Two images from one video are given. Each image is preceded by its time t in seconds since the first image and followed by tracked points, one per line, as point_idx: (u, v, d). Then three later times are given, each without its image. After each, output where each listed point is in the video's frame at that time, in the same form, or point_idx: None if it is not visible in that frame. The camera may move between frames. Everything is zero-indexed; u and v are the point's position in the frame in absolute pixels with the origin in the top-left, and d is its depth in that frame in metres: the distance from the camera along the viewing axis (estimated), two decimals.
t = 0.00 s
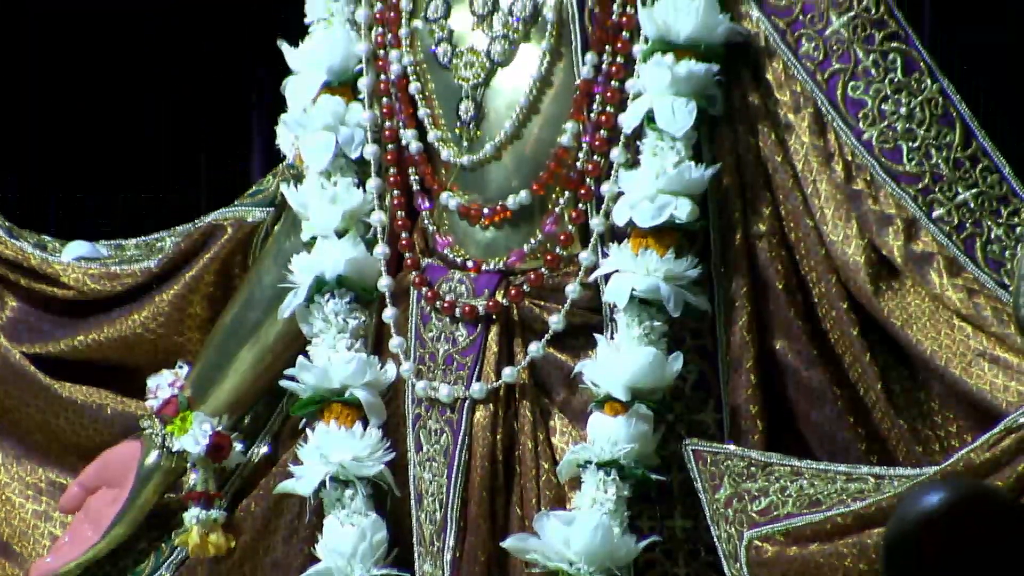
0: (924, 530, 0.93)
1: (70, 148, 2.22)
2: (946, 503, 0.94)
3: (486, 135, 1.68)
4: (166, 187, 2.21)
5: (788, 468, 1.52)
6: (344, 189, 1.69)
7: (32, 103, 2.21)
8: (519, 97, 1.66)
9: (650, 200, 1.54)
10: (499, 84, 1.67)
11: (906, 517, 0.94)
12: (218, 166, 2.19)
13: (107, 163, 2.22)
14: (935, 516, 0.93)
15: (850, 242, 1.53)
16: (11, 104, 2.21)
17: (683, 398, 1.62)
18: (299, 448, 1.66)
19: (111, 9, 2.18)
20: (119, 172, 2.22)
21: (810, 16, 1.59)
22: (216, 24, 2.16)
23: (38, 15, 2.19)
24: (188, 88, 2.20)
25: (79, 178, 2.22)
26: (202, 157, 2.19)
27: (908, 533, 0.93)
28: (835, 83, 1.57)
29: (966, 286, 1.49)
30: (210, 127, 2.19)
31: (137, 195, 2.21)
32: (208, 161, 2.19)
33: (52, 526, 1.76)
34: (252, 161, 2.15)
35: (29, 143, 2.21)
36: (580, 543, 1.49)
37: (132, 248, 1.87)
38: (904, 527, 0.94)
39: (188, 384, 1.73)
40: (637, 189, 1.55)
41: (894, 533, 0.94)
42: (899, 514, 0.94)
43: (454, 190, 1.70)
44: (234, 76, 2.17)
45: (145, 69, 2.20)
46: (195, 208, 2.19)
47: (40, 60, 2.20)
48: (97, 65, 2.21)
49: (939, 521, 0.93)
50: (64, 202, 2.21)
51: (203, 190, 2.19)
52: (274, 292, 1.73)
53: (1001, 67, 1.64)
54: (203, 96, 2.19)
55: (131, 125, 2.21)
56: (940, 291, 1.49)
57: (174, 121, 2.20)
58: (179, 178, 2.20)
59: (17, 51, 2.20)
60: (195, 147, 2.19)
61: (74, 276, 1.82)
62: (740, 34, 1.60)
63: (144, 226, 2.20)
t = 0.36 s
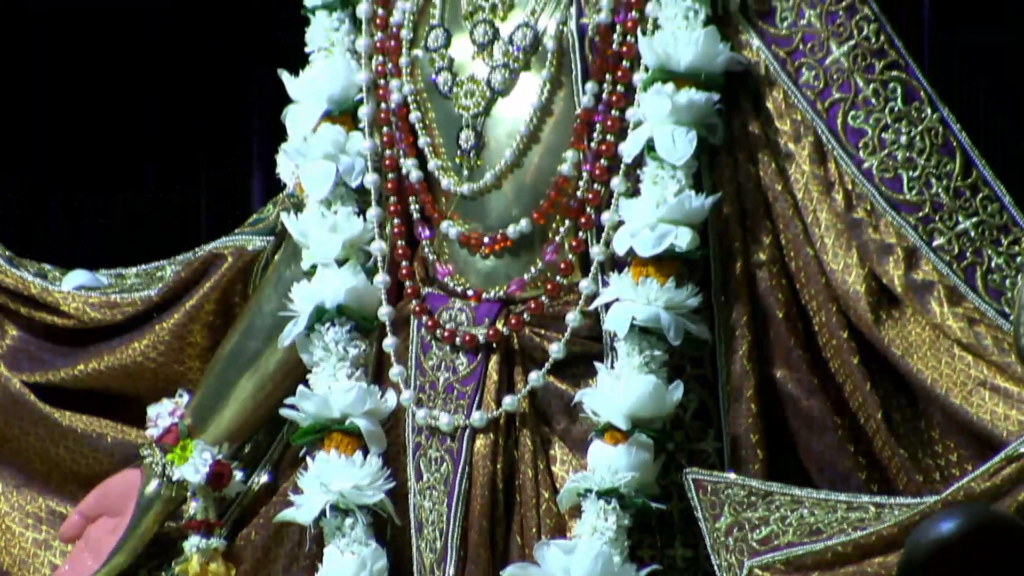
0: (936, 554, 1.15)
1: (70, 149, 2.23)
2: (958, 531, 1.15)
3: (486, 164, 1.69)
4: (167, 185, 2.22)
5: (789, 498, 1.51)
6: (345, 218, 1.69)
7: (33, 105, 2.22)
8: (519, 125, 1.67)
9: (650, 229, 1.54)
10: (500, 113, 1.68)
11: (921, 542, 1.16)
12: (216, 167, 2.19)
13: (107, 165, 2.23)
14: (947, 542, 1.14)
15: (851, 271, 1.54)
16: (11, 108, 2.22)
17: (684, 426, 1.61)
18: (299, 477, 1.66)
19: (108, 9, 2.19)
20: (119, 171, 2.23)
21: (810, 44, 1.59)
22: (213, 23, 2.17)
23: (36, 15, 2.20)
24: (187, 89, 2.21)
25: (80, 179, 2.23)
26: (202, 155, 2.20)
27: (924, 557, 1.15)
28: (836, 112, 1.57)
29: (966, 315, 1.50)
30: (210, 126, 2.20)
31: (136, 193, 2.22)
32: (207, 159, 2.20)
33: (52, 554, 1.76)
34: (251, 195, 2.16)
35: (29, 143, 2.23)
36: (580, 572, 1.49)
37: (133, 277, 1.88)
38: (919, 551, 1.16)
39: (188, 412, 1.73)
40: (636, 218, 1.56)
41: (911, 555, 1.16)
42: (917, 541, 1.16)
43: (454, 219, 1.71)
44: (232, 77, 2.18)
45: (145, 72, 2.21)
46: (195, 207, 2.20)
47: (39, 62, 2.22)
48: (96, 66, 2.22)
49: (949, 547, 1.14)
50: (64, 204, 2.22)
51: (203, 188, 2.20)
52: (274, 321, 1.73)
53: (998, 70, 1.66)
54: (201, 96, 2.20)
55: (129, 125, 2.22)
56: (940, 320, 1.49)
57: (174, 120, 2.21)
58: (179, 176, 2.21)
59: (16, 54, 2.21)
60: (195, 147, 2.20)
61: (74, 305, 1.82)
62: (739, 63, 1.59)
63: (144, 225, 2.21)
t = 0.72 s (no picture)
0: None
1: (68, 155, 2.26)
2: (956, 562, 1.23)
3: (486, 196, 1.69)
4: (167, 184, 2.26)
5: (789, 531, 1.50)
6: (344, 249, 1.70)
7: (31, 78, 2.26)
8: (519, 158, 1.67)
9: (649, 261, 1.55)
10: (499, 145, 1.68)
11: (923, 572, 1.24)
12: (216, 165, 2.24)
13: (105, 170, 2.26)
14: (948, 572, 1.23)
15: (851, 304, 1.54)
16: (11, 119, 2.26)
17: (684, 457, 1.60)
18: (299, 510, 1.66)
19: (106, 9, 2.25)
20: (117, 175, 2.26)
21: (810, 77, 1.59)
22: (211, 23, 2.22)
23: (37, 22, 2.26)
24: (184, 91, 2.24)
25: (78, 184, 2.26)
26: (202, 152, 2.25)
27: None
28: (836, 145, 1.57)
29: (966, 348, 1.50)
30: (208, 124, 2.24)
31: (136, 194, 2.26)
32: (207, 155, 2.25)
33: None
34: (253, 223, 2.22)
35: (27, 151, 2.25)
36: None
37: (132, 310, 1.87)
38: None
39: (188, 445, 1.74)
40: (636, 250, 1.56)
41: None
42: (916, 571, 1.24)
43: (454, 251, 1.71)
44: (230, 74, 2.22)
45: (144, 75, 2.25)
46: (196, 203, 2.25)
47: (37, 41, 2.26)
48: (94, 70, 2.26)
49: None
50: (64, 209, 2.26)
51: (203, 185, 2.25)
52: (274, 353, 1.74)
53: (990, 95, 1.75)
54: (198, 92, 2.24)
55: (127, 128, 2.26)
56: (940, 353, 1.50)
57: (172, 121, 2.25)
58: (179, 174, 2.26)
59: (16, 32, 2.26)
60: (194, 146, 2.25)
61: (73, 338, 1.83)
62: (739, 95, 1.60)
63: (147, 223, 2.26)
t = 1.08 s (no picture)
0: None
1: (68, 157, 2.30)
2: None
3: (486, 227, 1.69)
4: (166, 184, 2.29)
5: (788, 562, 1.50)
6: (344, 281, 1.71)
7: (32, 80, 2.30)
8: (519, 189, 1.67)
9: (649, 292, 1.55)
10: (499, 177, 1.69)
11: None
12: (213, 176, 2.27)
13: (104, 172, 2.29)
14: None
15: (849, 336, 1.55)
16: (12, 122, 2.29)
17: (683, 489, 1.60)
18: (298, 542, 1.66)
19: (105, 9, 2.28)
20: (116, 176, 2.29)
21: (809, 109, 1.60)
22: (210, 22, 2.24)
23: (36, 24, 2.30)
24: (183, 92, 2.27)
25: (77, 186, 2.29)
26: (200, 152, 2.27)
27: None
28: (834, 176, 1.58)
29: (966, 380, 1.50)
30: (207, 126, 2.27)
31: (135, 195, 2.29)
32: (206, 157, 2.27)
33: None
34: (252, 260, 2.25)
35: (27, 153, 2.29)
36: None
37: (131, 341, 1.89)
38: None
39: (187, 476, 1.74)
40: (635, 282, 1.56)
41: None
42: None
43: (453, 283, 1.71)
44: (230, 75, 2.25)
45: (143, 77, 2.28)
46: (195, 201, 2.28)
47: (38, 42, 2.30)
48: (94, 72, 2.29)
49: None
50: (63, 218, 2.29)
51: (202, 185, 2.28)
52: (273, 384, 1.74)
53: (989, 96, 1.77)
54: (198, 92, 2.26)
55: (126, 129, 2.29)
56: (939, 384, 1.50)
57: (170, 122, 2.27)
58: (178, 174, 2.28)
59: (16, 33, 2.30)
60: (191, 150, 2.27)
61: (73, 369, 1.83)
62: (737, 128, 1.61)
63: (146, 223, 2.29)
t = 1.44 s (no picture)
0: None
1: (68, 161, 2.31)
2: None
3: (485, 255, 1.70)
4: (165, 186, 2.31)
5: None
6: (344, 309, 1.72)
7: (32, 80, 2.31)
8: (518, 217, 1.68)
9: (648, 320, 1.56)
10: (498, 205, 1.70)
11: None
12: (213, 179, 2.28)
13: (105, 176, 2.31)
14: None
15: (848, 363, 1.56)
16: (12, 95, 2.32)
17: (682, 517, 1.60)
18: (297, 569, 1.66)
19: (104, 9, 2.30)
20: (117, 180, 2.31)
21: (809, 137, 1.60)
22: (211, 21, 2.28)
23: (36, 23, 2.31)
24: (185, 93, 2.29)
25: (77, 191, 2.31)
26: (198, 156, 2.30)
27: None
28: (834, 205, 1.58)
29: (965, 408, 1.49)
30: (207, 133, 2.29)
31: (135, 197, 2.31)
32: (207, 156, 2.29)
33: None
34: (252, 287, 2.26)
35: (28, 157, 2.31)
36: None
37: (131, 369, 1.89)
38: None
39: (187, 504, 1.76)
40: (634, 309, 1.57)
41: None
42: None
43: (452, 311, 1.72)
44: (230, 72, 2.27)
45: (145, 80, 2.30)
46: (194, 203, 2.30)
47: (38, 42, 2.31)
48: (93, 77, 2.31)
49: None
50: (63, 236, 2.30)
51: (202, 187, 2.30)
52: (274, 412, 1.74)
53: (991, 97, 1.79)
54: (199, 92, 2.29)
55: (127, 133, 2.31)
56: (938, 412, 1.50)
57: (171, 127, 2.31)
58: (177, 178, 2.31)
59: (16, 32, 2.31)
60: (195, 155, 2.30)
61: (73, 396, 1.83)
62: (737, 155, 1.61)
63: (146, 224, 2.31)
